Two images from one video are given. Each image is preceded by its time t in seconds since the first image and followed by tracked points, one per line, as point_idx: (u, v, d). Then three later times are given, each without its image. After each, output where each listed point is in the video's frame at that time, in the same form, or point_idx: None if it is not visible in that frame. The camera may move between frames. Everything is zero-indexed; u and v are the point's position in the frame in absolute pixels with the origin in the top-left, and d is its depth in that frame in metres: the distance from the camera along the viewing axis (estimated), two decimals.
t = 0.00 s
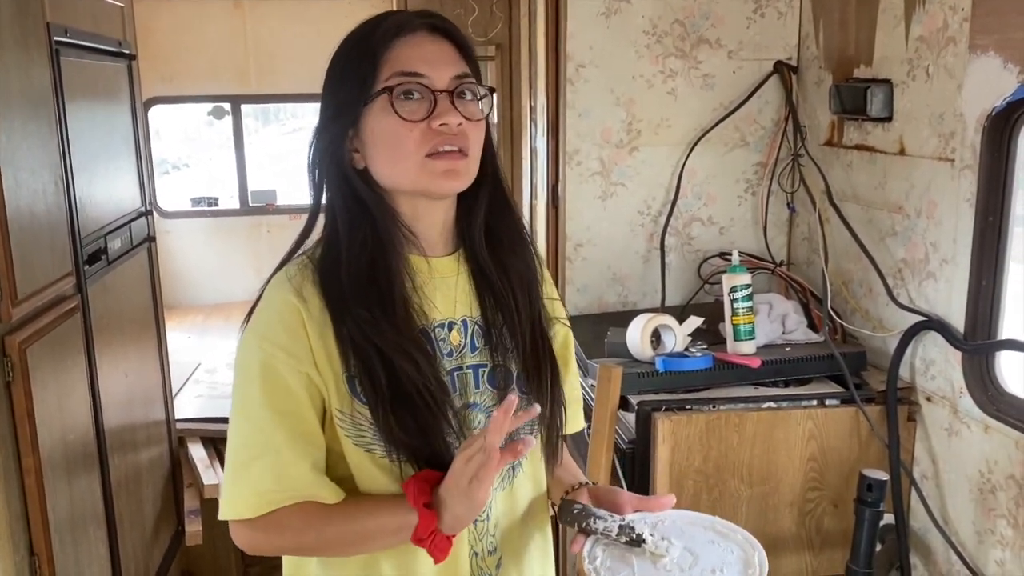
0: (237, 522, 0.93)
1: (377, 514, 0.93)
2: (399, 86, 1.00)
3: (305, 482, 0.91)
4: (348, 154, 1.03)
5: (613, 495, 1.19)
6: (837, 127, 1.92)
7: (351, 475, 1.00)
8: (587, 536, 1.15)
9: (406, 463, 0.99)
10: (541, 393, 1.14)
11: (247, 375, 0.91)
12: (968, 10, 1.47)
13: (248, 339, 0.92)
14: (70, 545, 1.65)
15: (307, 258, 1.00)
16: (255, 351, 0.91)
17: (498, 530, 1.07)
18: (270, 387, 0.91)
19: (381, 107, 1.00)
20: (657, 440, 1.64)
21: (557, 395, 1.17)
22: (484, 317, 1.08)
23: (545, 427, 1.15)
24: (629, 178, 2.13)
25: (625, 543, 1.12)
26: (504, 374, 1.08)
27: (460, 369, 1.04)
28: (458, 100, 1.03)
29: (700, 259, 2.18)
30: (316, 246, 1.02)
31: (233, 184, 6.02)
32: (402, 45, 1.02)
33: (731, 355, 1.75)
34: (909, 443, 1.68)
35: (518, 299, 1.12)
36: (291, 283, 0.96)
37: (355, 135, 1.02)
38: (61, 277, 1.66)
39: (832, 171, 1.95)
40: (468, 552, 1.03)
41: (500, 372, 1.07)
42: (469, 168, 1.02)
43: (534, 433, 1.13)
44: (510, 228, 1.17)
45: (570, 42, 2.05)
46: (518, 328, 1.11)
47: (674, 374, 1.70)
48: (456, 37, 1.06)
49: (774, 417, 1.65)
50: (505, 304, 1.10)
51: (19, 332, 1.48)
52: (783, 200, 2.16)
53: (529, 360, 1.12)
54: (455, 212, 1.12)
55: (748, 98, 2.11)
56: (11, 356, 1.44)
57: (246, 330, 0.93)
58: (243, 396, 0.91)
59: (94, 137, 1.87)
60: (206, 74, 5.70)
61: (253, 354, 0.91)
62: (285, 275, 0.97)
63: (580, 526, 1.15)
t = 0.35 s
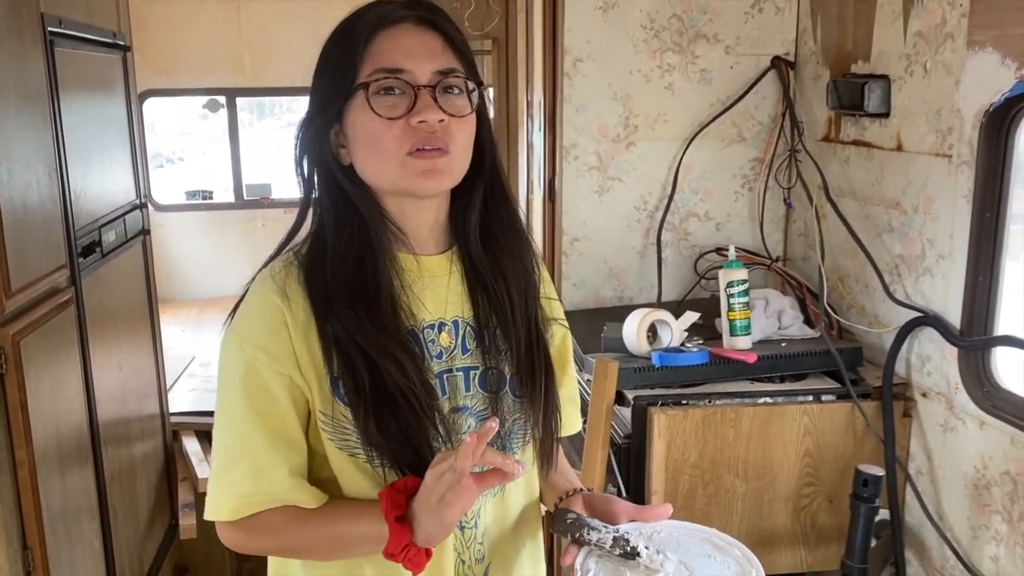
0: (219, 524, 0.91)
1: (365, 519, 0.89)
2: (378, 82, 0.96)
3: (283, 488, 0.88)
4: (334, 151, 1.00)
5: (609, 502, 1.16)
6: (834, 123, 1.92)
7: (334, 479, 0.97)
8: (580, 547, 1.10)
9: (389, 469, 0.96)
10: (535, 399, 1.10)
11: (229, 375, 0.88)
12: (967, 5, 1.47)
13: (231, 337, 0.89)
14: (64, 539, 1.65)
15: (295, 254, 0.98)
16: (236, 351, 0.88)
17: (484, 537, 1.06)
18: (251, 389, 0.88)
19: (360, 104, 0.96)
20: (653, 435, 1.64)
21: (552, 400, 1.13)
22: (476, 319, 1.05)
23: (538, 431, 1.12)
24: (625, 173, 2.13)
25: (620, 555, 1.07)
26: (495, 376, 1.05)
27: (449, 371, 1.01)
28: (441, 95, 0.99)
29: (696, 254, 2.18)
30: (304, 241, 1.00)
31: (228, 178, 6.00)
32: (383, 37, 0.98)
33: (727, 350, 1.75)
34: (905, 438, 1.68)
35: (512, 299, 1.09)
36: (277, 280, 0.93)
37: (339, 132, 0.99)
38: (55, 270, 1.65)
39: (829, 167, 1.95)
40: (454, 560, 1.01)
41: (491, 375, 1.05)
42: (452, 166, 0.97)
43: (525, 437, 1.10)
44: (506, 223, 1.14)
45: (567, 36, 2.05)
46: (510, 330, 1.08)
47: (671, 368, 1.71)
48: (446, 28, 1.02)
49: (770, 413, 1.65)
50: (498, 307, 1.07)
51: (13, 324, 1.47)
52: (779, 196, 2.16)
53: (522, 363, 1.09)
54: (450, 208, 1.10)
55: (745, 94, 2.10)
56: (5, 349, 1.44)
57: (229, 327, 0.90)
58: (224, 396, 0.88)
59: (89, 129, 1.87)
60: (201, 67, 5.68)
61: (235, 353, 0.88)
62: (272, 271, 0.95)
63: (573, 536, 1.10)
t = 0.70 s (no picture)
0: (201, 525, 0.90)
1: (352, 516, 0.89)
2: (363, 76, 0.95)
3: (267, 490, 0.88)
4: (319, 145, 0.99)
5: (596, 501, 1.15)
6: (829, 118, 1.92)
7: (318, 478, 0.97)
8: (567, 548, 1.08)
9: (374, 469, 0.96)
10: (523, 397, 1.09)
11: (211, 374, 0.87)
12: (963, 1, 1.47)
13: (212, 335, 0.88)
14: (56, 532, 1.64)
15: (279, 248, 0.97)
16: (217, 349, 0.87)
17: (468, 538, 1.05)
18: (232, 388, 0.86)
19: (345, 97, 0.96)
20: (646, 429, 1.64)
21: (540, 399, 1.13)
22: (463, 316, 1.05)
23: (526, 427, 1.12)
24: (620, 167, 2.12)
25: (608, 557, 1.05)
26: (482, 374, 1.05)
27: (435, 369, 1.01)
28: (427, 89, 0.98)
29: (691, 249, 2.18)
30: (287, 235, 0.99)
31: (222, 171, 5.98)
32: (368, 30, 0.97)
33: (721, 345, 1.76)
34: (897, 434, 1.69)
35: (500, 296, 1.09)
36: (260, 277, 0.92)
37: (324, 125, 0.99)
38: (47, 261, 1.64)
39: (824, 162, 1.95)
40: (438, 561, 1.01)
41: (478, 373, 1.04)
42: (438, 163, 0.97)
43: (512, 435, 1.10)
44: (495, 218, 1.14)
45: (563, 29, 2.04)
46: (498, 328, 1.07)
47: (665, 363, 1.71)
48: (436, 21, 1.01)
49: (764, 407, 1.66)
50: (486, 304, 1.07)
51: (6, 315, 1.46)
52: (774, 191, 2.16)
53: (509, 360, 1.08)
54: (438, 202, 1.10)
55: (741, 89, 2.10)
56: None
57: (210, 324, 0.89)
58: (205, 395, 0.87)
59: (82, 119, 1.86)
60: (195, 60, 5.66)
61: (216, 351, 0.87)
62: (255, 266, 0.93)
63: (560, 537, 1.08)
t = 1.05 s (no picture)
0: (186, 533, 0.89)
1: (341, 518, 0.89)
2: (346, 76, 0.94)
3: (252, 498, 0.87)
4: (300, 146, 0.98)
5: (569, 499, 1.13)
6: (825, 116, 1.92)
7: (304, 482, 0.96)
8: (535, 546, 1.06)
9: (362, 474, 0.95)
10: (511, 396, 1.09)
11: (193, 380, 0.85)
12: None
13: (193, 340, 0.86)
14: (47, 528, 1.64)
15: (261, 252, 0.96)
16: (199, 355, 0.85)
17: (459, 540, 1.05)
18: (215, 393, 0.85)
19: (328, 99, 0.94)
20: (640, 427, 1.64)
21: (527, 397, 1.13)
22: (450, 317, 1.04)
23: (514, 426, 1.11)
24: (616, 164, 2.12)
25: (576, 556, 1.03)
26: (469, 373, 1.04)
27: (422, 370, 1.00)
28: (412, 87, 0.97)
29: (686, 246, 2.18)
30: (270, 238, 0.98)
31: (216, 166, 5.96)
32: (349, 29, 0.95)
33: (716, 342, 1.75)
34: (891, 432, 1.69)
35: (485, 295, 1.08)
36: (240, 280, 0.91)
37: (305, 126, 0.97)
38: (38, 256, 1.63)
39: (820, 160, 1.95)
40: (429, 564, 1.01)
41: (466, 373, 1.03)
42: (428, 163, 0.96)
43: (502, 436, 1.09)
44: (480, 216, 1.13)
45: (559, 25, 2.03)
46: (483, 327, 1.07)
47: (660, 360, 1.70)
48: (416, 16, 1.00)
49: (758, 406, 1.66)
50: (472, 303, 1.06)
51: None
52: (770, 188, 2.15)
53: (495, 359, 1.08)
54: (425, 200, 1.09)
55: (736, 86, 2.10)
56: None
57: (190, 329, 0.87)
58: (188, 404, 0.86)
59: (74, 113, 1.84)
60: (190, 55, 5.64)
61: (197, 357, 0.85)
62: (237, 269, 0.92)
63: (529, 534, 1.06)
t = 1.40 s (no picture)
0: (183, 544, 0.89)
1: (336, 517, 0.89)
2: (326, 86, 0.93)
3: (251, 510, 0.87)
4: (280, 157, 0.97)
5: (564, 488, 1.15)
6: (820, 116, 1.92)
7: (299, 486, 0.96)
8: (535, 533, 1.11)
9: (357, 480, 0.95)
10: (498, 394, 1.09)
11: (183, 396, 0.84)
12: None
13: (179, 354, 0.84)
14: (39, 527, 1.63)
15: (243, 257, 0.94)
16: (188, 370, 0.84)
17: (456, 542, 1.04)
18: (207, 408, 0.84)
19: (310, 109, 0.93)
20: (635, 425, 1.64)
21: (514, 390, 1.13)
22: (439, 319, 1.04)
23: (503, 421, 1.12)
24: (611, 163, 2.12)
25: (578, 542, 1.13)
26: (459, 374, 1.04)
27: (413, 373, 0.99)
28: (394, 90, 0.96)
29: (680, 245, 2.18)
30: (253, 243, 0.97)
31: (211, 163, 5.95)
32: (322, 36, 0.94)
33: (710, 342, 1.75)
34: (885, 431, 1.69)
35: (471, 294, 1.08)
36: (225, 289, 0.89)
37: (284, 136, 0.96)
38: (30, 253, 1.62)
39: (814, 160, 1.95)
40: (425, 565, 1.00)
41: (456, 374, 1.03)
42: (416, 167, 0.97)
43: (490, 435, 1.09)
44: (462, 216, 1.13)
45: (555, 23, 2.03)
46: (468, 326, 1.07)
47: (654, 359, 1.70)
48: (385, 15, 0.99)
49: (751, 405, 1.66)
50: (459, 304, 1.06)
51: None
52: (764, 188, 2.15)
53: (482, 358, 1.08)
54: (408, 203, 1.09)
55: (731, 85, 2.10)
56: None
57: (175, 342, 0.85)
58: (179, 419, 0.84)
59: (68, 109, 1.84)
60: (184, 51, 5.62)
61: (186, 372, 0.84)
62: (220, 277, 0.90)
63: (529, 523, 1.10)
